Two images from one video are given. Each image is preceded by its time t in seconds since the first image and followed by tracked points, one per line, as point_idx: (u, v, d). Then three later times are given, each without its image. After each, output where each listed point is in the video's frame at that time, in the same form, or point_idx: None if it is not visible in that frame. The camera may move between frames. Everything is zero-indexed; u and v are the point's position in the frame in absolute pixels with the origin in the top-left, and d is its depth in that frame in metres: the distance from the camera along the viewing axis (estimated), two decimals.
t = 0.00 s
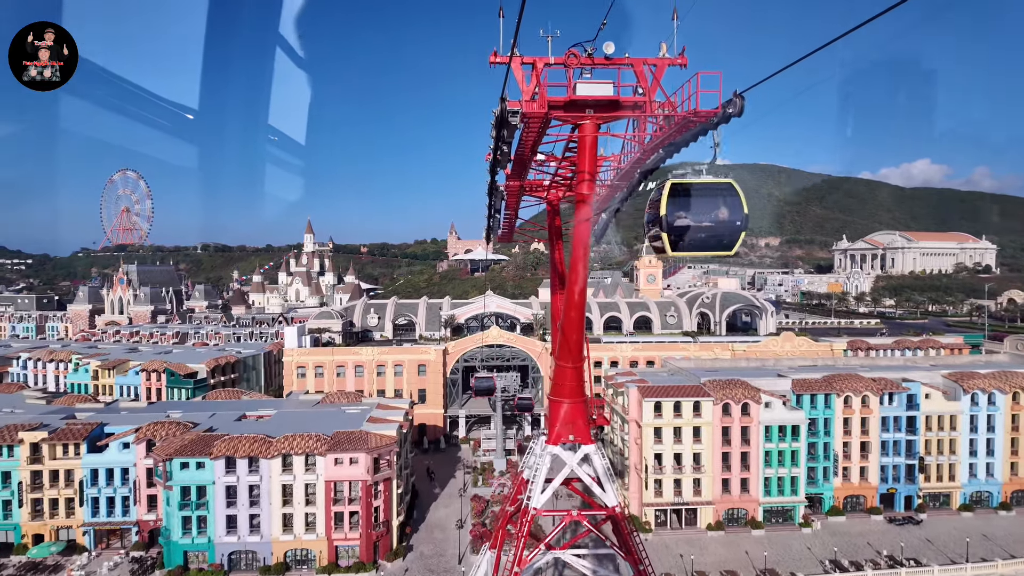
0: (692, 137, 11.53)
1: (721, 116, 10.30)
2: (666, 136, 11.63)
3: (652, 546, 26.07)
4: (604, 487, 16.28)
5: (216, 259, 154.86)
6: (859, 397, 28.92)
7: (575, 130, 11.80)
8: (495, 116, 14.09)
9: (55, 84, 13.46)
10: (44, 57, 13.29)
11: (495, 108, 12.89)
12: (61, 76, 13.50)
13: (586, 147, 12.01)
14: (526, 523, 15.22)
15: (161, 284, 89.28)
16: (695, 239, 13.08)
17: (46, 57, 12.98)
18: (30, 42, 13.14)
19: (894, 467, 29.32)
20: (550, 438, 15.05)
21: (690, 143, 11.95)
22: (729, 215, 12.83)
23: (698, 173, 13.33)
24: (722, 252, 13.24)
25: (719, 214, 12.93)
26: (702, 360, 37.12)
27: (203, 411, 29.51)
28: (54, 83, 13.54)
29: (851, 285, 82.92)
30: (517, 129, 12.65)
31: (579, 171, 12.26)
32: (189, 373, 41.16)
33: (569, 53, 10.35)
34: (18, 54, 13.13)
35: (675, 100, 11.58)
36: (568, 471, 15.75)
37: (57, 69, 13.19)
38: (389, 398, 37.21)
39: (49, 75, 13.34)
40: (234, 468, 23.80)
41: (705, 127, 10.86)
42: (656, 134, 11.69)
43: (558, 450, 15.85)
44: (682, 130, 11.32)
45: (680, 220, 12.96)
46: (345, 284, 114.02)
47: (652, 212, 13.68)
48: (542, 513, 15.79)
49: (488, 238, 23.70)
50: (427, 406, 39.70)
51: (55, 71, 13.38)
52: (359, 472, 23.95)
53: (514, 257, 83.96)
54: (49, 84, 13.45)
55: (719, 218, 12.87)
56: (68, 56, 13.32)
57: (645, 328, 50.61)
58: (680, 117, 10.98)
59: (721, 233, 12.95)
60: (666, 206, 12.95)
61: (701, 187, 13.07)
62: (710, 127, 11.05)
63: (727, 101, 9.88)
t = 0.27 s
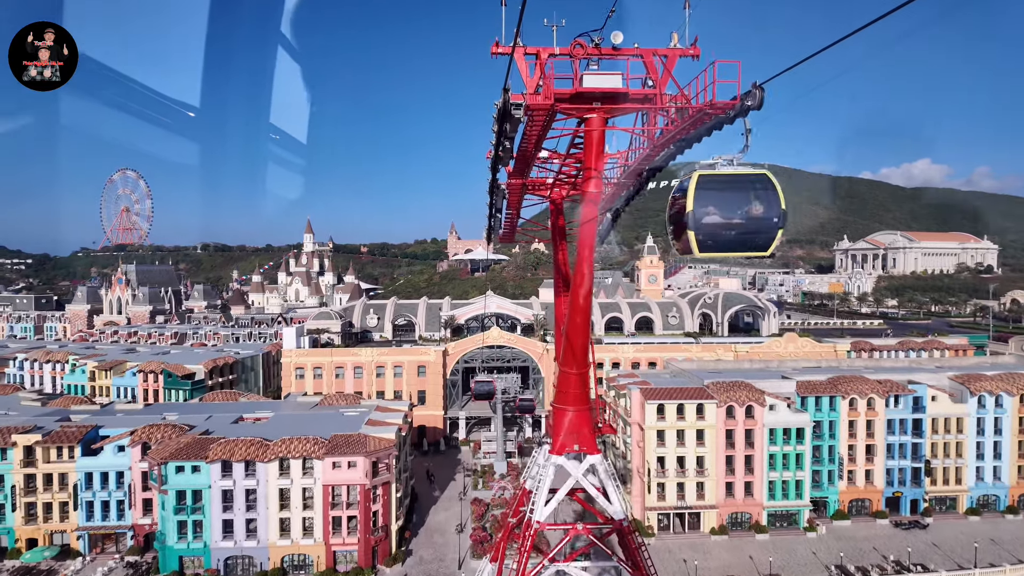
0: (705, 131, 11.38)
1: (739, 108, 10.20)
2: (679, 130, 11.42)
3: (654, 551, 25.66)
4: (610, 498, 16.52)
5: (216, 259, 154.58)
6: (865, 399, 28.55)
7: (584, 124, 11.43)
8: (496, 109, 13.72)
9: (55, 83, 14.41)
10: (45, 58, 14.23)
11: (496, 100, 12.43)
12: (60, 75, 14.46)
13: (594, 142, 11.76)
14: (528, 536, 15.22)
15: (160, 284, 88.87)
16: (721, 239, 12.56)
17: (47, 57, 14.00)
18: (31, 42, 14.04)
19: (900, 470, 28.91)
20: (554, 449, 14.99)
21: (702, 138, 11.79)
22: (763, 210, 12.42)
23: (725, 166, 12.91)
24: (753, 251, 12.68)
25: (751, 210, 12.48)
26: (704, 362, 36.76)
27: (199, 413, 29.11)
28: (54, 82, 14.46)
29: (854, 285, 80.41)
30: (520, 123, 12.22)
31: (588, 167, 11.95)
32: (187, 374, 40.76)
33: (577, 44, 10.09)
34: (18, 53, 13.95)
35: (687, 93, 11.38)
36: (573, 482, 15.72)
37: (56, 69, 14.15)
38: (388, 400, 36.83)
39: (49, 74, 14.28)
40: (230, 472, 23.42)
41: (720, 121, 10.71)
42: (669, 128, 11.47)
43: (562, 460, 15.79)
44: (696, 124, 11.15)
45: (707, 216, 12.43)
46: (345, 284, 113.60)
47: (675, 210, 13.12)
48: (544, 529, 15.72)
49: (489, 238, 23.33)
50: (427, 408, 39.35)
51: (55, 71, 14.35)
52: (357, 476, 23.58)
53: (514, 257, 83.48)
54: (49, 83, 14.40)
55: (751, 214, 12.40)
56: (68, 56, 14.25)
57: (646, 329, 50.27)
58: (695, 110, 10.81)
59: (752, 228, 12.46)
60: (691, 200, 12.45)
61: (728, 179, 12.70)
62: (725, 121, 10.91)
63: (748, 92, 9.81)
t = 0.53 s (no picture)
0: (720, 126, 11.51)
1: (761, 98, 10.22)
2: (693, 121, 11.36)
3: (657, 556, 25.29)
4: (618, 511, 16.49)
5: (216, 258, 154.26)
6: (870, 401, 28.17)
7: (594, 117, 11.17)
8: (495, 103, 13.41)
9: (55, 83, 14.22)
10: (44, 57, 14.01)
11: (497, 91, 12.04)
12: (60, 75, 14.27)
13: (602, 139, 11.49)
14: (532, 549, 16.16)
15: (159, 284, 88.55)
16: (759, 239, 11.94)
17: (47, 57, 13.79)
18: (30, 42, 13.87)
19: (906, 473, 28.53)
20: (559, 459, 15.18)
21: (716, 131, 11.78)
22: (808, 205, 11.87)
23: (766, 152, 12.02)
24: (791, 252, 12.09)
25: (796, 207, 11.86)
26: (707, 363, 36.38)
27: (195, 415, 28.73)
28: (54, 83, 14.26)
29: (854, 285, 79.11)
30: (525, 116, 11.88)
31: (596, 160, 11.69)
32: (185, 375, 40.39)
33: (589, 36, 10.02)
34: (18, 54, 13.77)
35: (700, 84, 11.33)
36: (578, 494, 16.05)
37: (57, 69, 13.96)
38: (388, 401, 36.47)
39: (49, 74, 14.10)
40: (227, 476, 23.06)
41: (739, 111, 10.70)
42: (683, 120, 11.37)
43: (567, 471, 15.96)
44: (712, 116, 11.14)
45: (746, 212, 11.77)
46: (345, 284, 113.17)
47: (708, 202, 12.35)
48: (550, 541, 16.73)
49: (490, 237, 22.98)
50: (427, 409, 38.99)
51: (55, 71, 14.16)
52: (355, 480, 23.21)
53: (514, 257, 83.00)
54: (49, 83, 14.20)
55: (794, 212, 11.83)
56: (68, 56, 14.02)
57: (648, 330, 49.92)
58: (712, 101, 10.76)
59: (793, 228, 11.85)
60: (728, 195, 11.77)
61: (768, 168, 11.88)
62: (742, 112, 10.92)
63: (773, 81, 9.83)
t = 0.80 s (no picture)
0: (738, 118, 11.29)
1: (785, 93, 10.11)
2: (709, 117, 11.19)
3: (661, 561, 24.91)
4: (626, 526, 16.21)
5: (216, 258, 153.91)
6: (876, 404, 27.76)
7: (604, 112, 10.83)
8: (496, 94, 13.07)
9: (55, 83, 14.60)
10: (45, 58, 14.40)
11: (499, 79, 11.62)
12: (60, 75, 14.65)
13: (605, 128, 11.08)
14: (537, 566, 15.94)
15: (158, 284, 88.20)
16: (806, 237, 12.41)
17: (47, 57, 14.18)
18: (30, 42, 14.24)
19: (912, 477, 28.15)
20: (565, 473, 15.08)
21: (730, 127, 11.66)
22: (865, 202, 12.21)
23: (816, 141, 12.42)
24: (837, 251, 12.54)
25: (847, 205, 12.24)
26: (710, 365, 36.00)
27: (191, 418, 28.34)
28: (55, 83, 14.70)
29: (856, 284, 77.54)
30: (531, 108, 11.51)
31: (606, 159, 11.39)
32: (182, 377, 40.00)
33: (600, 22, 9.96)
34: (19, 54, 14.17)
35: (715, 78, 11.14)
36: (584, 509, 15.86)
37: (58, 69, 14.37)
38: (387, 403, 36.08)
39: (49, 74, 14.49)
40: (223, 480, 22.67)
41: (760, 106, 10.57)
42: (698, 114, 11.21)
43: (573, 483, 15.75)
44: (731, 108, 10.95)
45: (797, 209, 12.14)
46: (344, 284, 112.75)
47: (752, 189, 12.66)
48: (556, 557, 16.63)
49: (492, 237, 22.65)
50: (427, 411, 38.61)
51: (55, 71, 14.54)
52: (354, 484, 22.80)
53: (515, 257, 82.42)
54: (49, 83, 14.58)
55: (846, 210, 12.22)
56: (68, 56, 14.38)
57: (649, 330, 49.54)
58: (733, 92, 10.53)
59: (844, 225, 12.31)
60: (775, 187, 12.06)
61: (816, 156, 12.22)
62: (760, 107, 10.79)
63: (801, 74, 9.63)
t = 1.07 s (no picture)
0: (757, 112, 11.00)
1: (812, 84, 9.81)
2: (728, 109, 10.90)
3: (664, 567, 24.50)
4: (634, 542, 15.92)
5: (215, 258, 153.46)
6: (882, 407, 27.36)
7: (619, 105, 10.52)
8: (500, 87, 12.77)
9: (55, 82, 15.25)
10: (45, 58, 15.03)
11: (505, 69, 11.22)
12: (60, 75, 15.30)
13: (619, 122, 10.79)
14: None
15: (157, 284, 87.83)
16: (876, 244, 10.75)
17: (46, 57, 14.79)
18: (31, 42, 14.81)
19: (918, 480, 27.76)
20: (570, 486, 14.77)
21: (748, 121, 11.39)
22: (955, 199, 10.51)
23: (888, 124, 10.83)
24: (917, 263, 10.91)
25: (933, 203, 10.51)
26: (712, 366, 35.61)
27: (188, 421, 27.98)
28: (54, 82, 15.32)
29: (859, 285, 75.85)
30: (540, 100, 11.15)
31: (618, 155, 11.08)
32: (180, 378, 39.61)
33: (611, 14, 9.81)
34: (20, 54, 14.80)
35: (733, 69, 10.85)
36: (591, 524, 15.58)
37: (58, 69, 14.99)
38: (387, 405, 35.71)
39: (49, 74, 15.16)
40: (219, 485, 22.28)
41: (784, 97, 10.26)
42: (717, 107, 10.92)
43: (578, 498, 15.47)
44: (751, 102, 10.68)
45: (868, 207, 10.54)
46: (344, 284, 112.34)
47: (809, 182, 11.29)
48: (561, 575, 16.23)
49: (495, 237, 22.39)
50: (426, 413, 38.22)
51: (54, 71, 15.20)
52: (352, 489, 22.41)
53: (515, 257, 82.05)
54: (49, 82, 15.24)
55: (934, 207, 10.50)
56: (67, 55, 15.00)
57: (651, 331, 49.17)
58: (757, 84, 10.24)
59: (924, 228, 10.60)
60: (843, 179, 10.61)
61: (885, 142, 10.66)
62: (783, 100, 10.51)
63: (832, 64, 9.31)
